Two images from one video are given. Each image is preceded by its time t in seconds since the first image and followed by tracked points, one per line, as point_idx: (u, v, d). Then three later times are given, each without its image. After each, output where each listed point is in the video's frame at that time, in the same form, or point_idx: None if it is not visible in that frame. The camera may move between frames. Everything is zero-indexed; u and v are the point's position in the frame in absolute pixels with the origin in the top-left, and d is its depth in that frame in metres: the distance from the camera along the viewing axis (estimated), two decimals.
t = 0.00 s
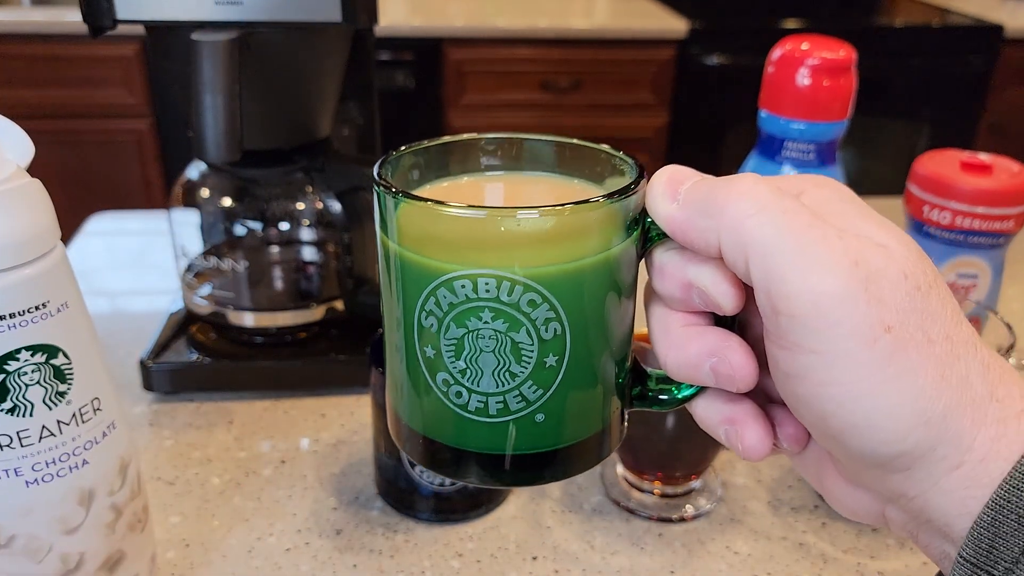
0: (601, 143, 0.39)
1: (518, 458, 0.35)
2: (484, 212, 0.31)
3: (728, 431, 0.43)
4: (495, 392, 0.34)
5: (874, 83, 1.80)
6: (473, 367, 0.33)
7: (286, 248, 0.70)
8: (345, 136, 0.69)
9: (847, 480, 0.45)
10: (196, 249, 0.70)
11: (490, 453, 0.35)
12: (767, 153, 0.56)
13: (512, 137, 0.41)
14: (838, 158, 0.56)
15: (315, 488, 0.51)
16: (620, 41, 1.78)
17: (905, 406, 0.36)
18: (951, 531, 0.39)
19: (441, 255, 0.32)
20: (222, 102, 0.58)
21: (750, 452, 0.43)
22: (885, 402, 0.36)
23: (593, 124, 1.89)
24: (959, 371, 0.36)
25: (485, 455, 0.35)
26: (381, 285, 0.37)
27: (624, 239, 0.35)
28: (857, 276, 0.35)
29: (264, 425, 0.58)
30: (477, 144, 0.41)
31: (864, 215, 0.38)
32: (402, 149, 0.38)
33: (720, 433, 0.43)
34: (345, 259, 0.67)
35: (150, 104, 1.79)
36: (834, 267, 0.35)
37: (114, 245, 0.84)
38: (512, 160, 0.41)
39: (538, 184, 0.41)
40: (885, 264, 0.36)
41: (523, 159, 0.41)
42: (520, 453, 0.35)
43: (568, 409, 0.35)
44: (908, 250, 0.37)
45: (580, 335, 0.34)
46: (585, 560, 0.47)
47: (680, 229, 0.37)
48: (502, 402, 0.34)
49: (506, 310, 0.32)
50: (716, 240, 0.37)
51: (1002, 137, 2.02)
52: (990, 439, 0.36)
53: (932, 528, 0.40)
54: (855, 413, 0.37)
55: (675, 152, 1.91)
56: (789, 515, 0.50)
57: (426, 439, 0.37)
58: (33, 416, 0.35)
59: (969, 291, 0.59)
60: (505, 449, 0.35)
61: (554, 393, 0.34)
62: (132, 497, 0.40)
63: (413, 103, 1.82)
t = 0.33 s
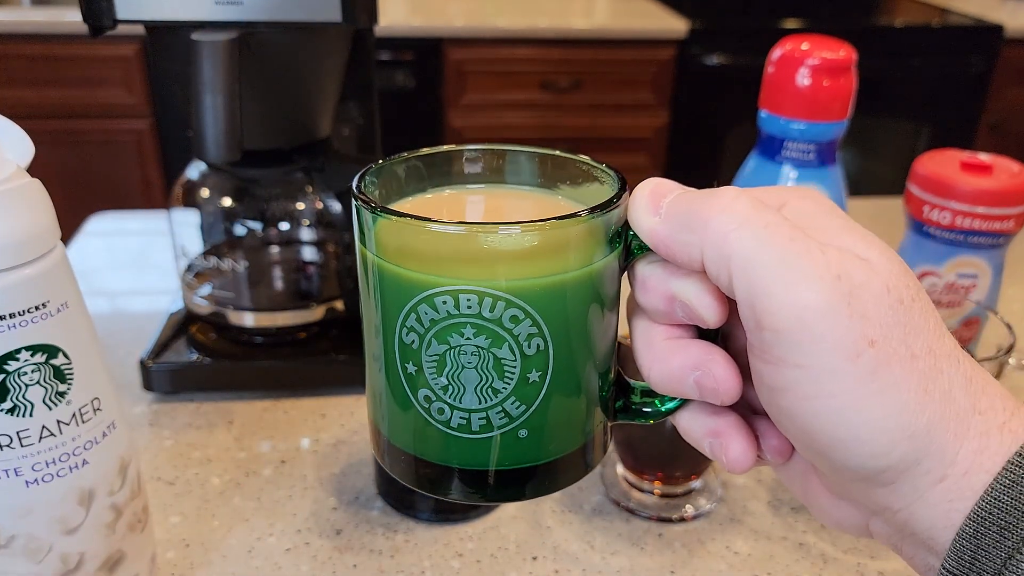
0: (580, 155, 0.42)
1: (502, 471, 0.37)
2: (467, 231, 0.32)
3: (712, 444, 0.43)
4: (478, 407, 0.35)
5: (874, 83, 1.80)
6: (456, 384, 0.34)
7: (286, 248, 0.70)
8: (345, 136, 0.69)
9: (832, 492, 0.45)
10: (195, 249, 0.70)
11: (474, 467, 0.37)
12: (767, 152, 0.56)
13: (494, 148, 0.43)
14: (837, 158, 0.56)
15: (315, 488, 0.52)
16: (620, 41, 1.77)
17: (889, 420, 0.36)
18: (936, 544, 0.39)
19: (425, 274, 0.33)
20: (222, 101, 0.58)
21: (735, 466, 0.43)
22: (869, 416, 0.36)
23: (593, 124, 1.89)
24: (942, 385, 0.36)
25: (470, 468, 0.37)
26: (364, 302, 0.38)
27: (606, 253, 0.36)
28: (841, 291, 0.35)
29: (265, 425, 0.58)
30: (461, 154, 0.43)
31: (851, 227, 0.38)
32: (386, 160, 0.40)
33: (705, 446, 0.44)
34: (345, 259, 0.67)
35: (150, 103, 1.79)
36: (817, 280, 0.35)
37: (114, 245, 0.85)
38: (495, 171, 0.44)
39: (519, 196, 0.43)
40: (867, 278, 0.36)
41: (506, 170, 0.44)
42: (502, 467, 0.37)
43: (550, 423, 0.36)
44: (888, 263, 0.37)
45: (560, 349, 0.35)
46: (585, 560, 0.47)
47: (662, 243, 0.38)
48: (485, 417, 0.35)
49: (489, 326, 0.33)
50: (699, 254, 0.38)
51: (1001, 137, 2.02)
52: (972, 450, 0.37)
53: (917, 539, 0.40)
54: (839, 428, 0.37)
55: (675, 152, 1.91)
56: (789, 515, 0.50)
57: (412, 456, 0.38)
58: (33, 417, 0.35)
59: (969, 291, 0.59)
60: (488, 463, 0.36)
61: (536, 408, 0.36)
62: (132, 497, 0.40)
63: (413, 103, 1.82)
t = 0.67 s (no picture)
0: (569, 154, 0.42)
1: (492, 473, 0.37)
2: (456, 229, 0.32)
3: (704, 443, 0.43)
4: (468, 409, 0.35)
5: (874, 83, 1.80)
6: (446, 385, 0.35)
7: (286, 247, 0.70)
8: (345, 135, 0.68)
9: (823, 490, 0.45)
10: (195, 249, 0.70)
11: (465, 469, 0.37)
12: (767, 153, 0.56)
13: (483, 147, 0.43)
14: (837, 157, 0.56)
15: (315, 488, 0.51)
16: (620, 41, 1.78)
17: (880, 417, 0.36)
18: (925, 542, 0.39)
19: (413, 274, 0.33)
20: (222, 102, 0.57)
21: (727, 464, 0.43)
22: (859, 413, 0.36)
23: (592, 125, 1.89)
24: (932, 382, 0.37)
25: (460, 470, 0.37)
26: (351, 303, 0.38)
27: (596, 251, 0.36)
28: (832, 287, 0.35)
29: (265, 425, 0.58)
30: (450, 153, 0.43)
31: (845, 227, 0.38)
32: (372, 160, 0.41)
33: (697, 445, 0.44)
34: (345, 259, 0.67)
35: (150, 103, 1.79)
36: (807, 276, 0.35)
37: (114, 245, 0.84)
38: (485, 170, 0.44)
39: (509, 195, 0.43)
40: (856, 274, 0.36)
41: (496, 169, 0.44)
42: (494, 468, 0.37)
43: (540, 423, 0.37)
44: (878, 260, 0.37)
45: (551, 349, 0.35)
46: (585, 560, 0.47)
47: (652, 241, 0.38)
48: (475, 419, 0.35)
49: (479, 326, 0.33)
50: (689, 251, 0.38)
51: (1001, 137, 2.02)
52: (964, 445, 0.37)
53: (907, 536, 0.40)
54: (830, 425, 0.37)
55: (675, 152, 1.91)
56: (790, 515, 0.50)
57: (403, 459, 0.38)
58: (32, 417, 0.35)
59: (969, 291, 0.59)
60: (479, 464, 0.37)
61: (526, 409, 0.36)
62: (132, 497, 0.40)
63: (413, 104, 1.82)
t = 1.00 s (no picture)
0: (541, 155, 0.44)
1: (470, 475, 0.39)
2: (429, 236, 0.34)
3: (681, 442, 0.43)
4: (444, 412, 0.37)
5: (875, 83, 1.80)
6: (421, 389, 0.37)
7: (285, 247, 0.70)
8: (345, 136, 0.69)
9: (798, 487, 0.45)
10: (196, 249, 0.70)
11: (443, 472, 0.39)
12: (767, 153, 0.56)
13: (455, 148, 0.46)
14: (837, 158, 0.56)
15: (315, 488, 0.51)
16: (620, 41, 1.78)
17: (853, 416, 0.36)
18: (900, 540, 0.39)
19: (386, 280, 0.35)
20: (222, 102, 0.57)
21: (704, 464, 0.43)
22: (833, 412, 0.36)
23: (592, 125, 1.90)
24: (905, 379, 0.37)
25: (438, 472, 0.39)
26: (324, 304, 0.40)
27: (570, 254, 0.38)
28: (804, 286, 0.35)
29: (265, 425, 0.58)
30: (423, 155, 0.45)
31: (832, 231, 0.38)
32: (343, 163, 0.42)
33: (674, 445, 0.44)
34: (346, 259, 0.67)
35: (150, 103, 1.79)
36: (779, 276, 0.35)
37: (114, 245, 0.85)
38: (458, 171, 0.46)
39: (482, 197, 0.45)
40: (828, 273, 0.36)
41: (468, 171, 0.46)
42: (470, 470, 0.39)
43: (515, 425, 0.39)
44: (850, 257, 0.37)
45: (524, 352, 0.37)
46: (585, 560, 0.47)
47: (626, 242, 0.39)
48: (451, 422, 0.37)
49: (454, 330, 0.35)
50: (662, 252, 0.38)
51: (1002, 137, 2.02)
52: (936, 441, 0.37)
53: (882, 532, 0.40)
54: (804, 424, 0.37)
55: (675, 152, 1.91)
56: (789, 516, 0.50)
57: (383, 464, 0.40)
58: (32, 417, 0.35)
59: (969, 291, 0.59)
60: (457, 466, 0.39)
61: (501, 412, 0.38)
62: (132, 497, 0.40)
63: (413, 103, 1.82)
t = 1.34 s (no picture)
0: (532, 146, 0.44)
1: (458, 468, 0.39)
2: (415, 227, 0.34)
3: (670, 435, 0.44)
4: (431, 405, 0.37)
5: (874, 83, 1.80)
6: (408, 382, 0.37)
7: (286, 247, 0.68)
8: (344, 135, 0.70)
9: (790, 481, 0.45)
10: (195, 249, 0.70)
11: (431, 465, 0.39)
12: (767, 153, 0.56)
13: (445, 138, 0.45)
14: (838, 157, 0.56)
15: (315, 488, 0.51)
16: (620, 41, 1.78)
17: (843, 409, 0.36)
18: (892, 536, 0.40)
19: (371, 272, 0.35)
20: (222, 102, 0.57)
21: (693, 456, 0.44)
22: (823, 405, 0.36)
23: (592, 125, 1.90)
24: (895, 371, 0.37)
25: (426, 466, 0.39)
26: (310, 299, 0.40)
27: (558, 245, 0.38)
28: (794, 279, 0.35)
29: (264, 425, 0.58)
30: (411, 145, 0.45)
31: (830, 233, 0.38)
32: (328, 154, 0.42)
33: (663, 437, 0.44)
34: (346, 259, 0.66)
35: (151, 103, 1.79)
36: (769, 268, 0.35)
37: (115, 245, 0.85)
38: (446, 162, 0.46)
39: (470, 187, 0.45)
40: (819, 265, 0.36)
41: (457, 162, 0.46)
42: (458, 463, 0.39)
43: (502, 418, 0.39)
44: (840, 250, 0.38)
45: (511, 344, 0.37)
46: (585, 560, 0.47)
47: (615, 233, 0.39)
48: (439, 414, 0.38)
49: (441, 322, 0.35)
50: (651, 243, 0.38)
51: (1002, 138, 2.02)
52: (927, 434, 0.37)
53: (872, 527, 0.40)
54: (795, 416, 0.37)
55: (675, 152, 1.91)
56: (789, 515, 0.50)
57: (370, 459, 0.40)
58: (32, 417, 0.35)
59: (969, 291, 0.59)
60: (445, 459, 0.39)
61: (489, 405, 0.38)
62: (132, 497, 0.40)
63: (413, 104, 1.82)
